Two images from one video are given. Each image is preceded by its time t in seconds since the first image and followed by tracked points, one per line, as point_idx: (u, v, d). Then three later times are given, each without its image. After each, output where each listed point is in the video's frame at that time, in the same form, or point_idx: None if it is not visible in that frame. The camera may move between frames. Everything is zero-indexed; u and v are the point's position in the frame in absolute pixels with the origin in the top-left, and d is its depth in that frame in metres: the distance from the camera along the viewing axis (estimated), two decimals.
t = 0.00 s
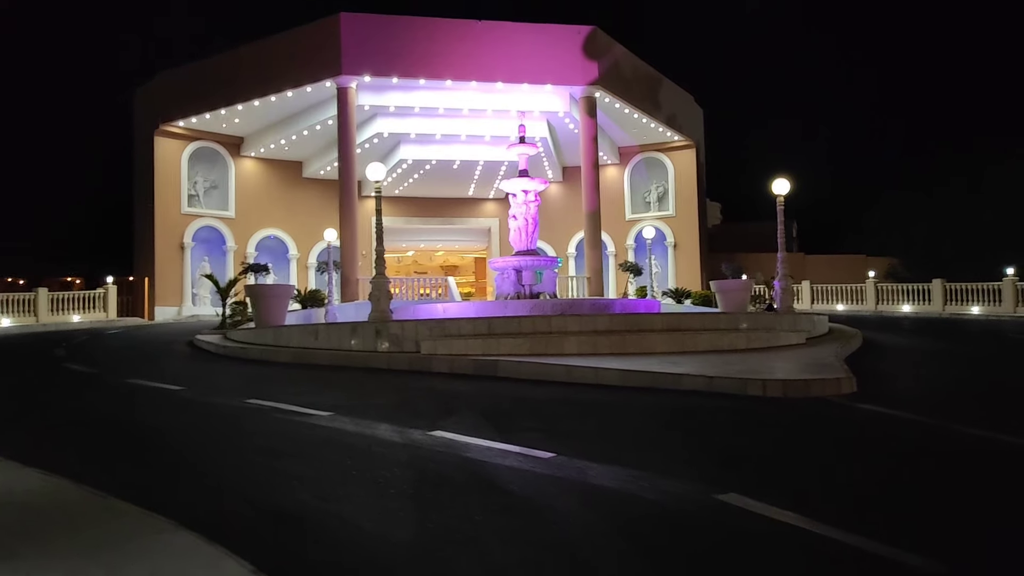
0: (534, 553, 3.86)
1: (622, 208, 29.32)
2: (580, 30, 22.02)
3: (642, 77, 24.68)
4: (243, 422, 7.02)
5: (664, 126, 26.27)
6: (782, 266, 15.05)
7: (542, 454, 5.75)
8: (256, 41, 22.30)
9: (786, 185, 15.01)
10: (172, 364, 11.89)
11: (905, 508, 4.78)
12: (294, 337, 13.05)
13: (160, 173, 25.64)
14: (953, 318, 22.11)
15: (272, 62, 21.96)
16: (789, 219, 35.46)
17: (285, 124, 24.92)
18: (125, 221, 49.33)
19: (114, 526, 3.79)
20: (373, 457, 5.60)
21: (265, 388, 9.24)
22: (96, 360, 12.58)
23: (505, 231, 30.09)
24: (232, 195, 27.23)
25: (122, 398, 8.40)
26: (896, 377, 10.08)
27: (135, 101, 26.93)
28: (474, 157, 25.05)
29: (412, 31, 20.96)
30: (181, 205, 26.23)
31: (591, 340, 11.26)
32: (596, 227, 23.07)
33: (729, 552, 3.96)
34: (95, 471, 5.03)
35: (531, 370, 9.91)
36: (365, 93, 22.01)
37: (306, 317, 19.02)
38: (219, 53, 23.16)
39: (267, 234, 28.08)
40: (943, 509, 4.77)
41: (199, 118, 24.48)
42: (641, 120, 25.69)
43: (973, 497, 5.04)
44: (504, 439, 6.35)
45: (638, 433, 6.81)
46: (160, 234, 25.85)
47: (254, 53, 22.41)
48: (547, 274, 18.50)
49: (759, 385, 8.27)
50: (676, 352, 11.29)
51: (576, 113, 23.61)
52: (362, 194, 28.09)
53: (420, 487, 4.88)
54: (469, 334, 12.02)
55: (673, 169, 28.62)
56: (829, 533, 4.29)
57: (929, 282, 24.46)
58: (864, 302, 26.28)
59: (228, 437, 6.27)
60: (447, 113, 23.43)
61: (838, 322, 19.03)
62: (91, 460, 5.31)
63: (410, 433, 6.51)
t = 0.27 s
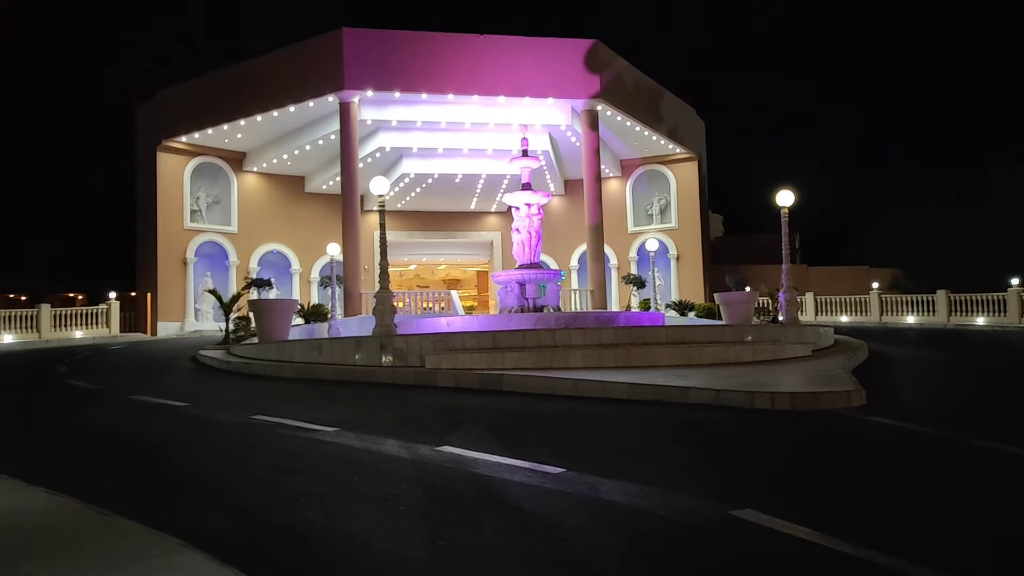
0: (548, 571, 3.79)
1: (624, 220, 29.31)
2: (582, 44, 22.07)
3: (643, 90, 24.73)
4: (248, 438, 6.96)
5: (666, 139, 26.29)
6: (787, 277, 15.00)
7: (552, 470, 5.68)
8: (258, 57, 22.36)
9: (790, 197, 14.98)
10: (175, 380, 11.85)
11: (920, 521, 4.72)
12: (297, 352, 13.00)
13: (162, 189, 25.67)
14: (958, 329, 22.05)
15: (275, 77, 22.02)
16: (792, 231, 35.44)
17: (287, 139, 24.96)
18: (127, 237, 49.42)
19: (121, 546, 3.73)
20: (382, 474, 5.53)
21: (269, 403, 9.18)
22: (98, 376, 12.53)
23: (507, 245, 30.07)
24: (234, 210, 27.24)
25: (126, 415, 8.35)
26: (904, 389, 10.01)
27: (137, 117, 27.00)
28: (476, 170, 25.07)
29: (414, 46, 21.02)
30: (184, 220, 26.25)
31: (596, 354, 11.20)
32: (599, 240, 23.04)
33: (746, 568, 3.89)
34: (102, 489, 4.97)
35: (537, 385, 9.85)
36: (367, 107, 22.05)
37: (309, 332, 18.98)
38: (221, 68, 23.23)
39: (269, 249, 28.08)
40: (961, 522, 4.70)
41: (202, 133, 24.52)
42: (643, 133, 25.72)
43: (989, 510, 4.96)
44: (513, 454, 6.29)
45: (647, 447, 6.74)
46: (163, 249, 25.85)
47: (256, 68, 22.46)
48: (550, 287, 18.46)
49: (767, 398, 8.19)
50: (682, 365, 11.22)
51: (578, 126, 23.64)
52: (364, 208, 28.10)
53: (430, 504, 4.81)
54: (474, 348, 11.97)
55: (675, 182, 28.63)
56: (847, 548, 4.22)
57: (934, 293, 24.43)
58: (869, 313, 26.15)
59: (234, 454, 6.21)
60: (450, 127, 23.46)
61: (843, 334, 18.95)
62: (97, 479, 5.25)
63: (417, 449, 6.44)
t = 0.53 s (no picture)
0: None
1: (632, 234, 29.25)
2: (588, 58, 22.10)
3: (650, 103, 24.72)
4: (258, 456, 6.89)
5: (673, 152, 26.26)
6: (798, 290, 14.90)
7: (566, 487, 5.60)
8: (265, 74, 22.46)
9: (800, 209, 14.90)
10: (183, 397, 11.81)
11: (941, 537, 4.63)
12: (306, 368, 12.94)
13: (170, 206, 25.75)
14: (970, 341, 21.86)
15: (282, 94, 22.09)
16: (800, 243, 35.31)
17: (295, 155, 25.02)
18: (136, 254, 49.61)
19: (131, 568, 3.65)
20: (394, 491, 5.45)
21: (279, 420, 9.12)
22: (107, 393, 12.50)
23: (514, 259, 30.03)
24: (242, 227, 27.29)
25: (134, 432, 8.30)
26: (920, 402, 9.89)
27: (145, 134, 27.12)
28: (483, 185, 25.08)
29: (421, 61, 21.08)
30: (191, 237, 26.30)
31: (607, 368, 11.10)
32: (607, 254, 22.98)
33: None
34: (110, 509, 4.90)
35: (547, 400, 9.76)
36: (374, 123, 22.09)
37: (317, 348, 18.92)
38: (229, 85, 23.32)
39: (277, 265, 28.10)
40: (986, 538, 4.59)
41: (209, 150, 24.61)
42: (650, 147, 25.70)
43: (1015, 525, 4.85)
44: (525, 470, 6.22)
45: (662, 463, 6.65)
46: (171, 266, 25.90)
47: (263, 85, 22.56)
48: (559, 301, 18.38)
49: (782, 413, 8.08)
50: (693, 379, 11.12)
51: (585, 140, 23.63)
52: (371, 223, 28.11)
53: (443, 522, 4.73)
54: (483, 363, 11.88)
55: (682, 195, 28.58)
56: (871, 565, 4.11)
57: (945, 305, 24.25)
58: (879, 326, 25.98)
59: (244, 472, 6.14)
60: (456, 142, 23.49)
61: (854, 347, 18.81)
62: (105, 498, 5.19)
63: (429, 466, 6.36)
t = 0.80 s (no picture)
0: None
1: (641, 245, 29.15)
2: (596, 70, 22.09)
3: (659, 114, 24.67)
4: (270, 473, 6.81)
5: (682, 163, 26.19)
6: (811, 301, 14.77)
7: (583, 505, 5.49)
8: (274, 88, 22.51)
9: (812, 220, 14.80)
10: (193, 412, 11.75)
11: (967, 555, 4.52)
12: (316, 383, 12.87)
13: (180, 221, 25.81)
14: (984, 351, 21.63)
15: (291, 108, 22.14)
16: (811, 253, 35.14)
17: (304, 169, 25.06)
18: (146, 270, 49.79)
19: None
20: (408, 510, 5.35)
21: (289, 436, 9.05)
22: (117, 409, 12.46)
23: (523, 271, 29.96)
24: (251, 241, 27.33)
25: (144, 449, 8.24)
26: (938, 415, 9.74)
27: (155, 150, 27.24)
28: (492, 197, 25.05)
29: (429, 75, 21.11)
30: (201, 252, 26.34)
31: (620, 381, 10.99)
32: (616, 265, 22.88)
33: None
34: (121, 531, 4.83)
35: (560, 414, 9.65)
36: (383, 137, 22.10)
37: (326, 362, 18.87)
38: (238, 100, 23.41)
39: (286, 279, 28.10)
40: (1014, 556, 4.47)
41: (219, 165, 24.67)
42: (659, 158, 25.64)
43: None
44: (540, 487, 6.12)
45: (679, 478, 6.54)
46: (180, 281, 25.93)
47: (271, 100, 22.61)
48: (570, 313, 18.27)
49: (800, 427, 7.96)
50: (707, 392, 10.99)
51: (594, 152, 23.58)
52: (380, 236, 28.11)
53: (458, 542, 4.63)
54: (494, 376, 11.78)
55: (691, 206, 28.48)
56: None
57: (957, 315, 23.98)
58: (892, 336, 25.77)
59: (255, 491, 6.07)
60: (465, 154, 23.48)
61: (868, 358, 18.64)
62: (115, 519, 5.12)
63: (442, 484, 6.27)
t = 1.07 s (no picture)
0: None
1: (650, 250, 29.07)
2: (605, 76, 22.07)
3: (667, 119, 24.62)
4: (281, 481, 6.78)
5: (691, 168, 26.12)
6: (823, 306, 14.67)
7: (597, 513, 5.43)
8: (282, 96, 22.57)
9: (823, 224, 14.70)
10: (203, 419, 11.74)
11: (987, 565, 4.45)
12: (325, 389, 12.85)
13: (189, 228, 25.90)
14: (997, 356, 21.49)
15: (300, 115, 22.19)
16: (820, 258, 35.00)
17: (313, 175, 25.11)
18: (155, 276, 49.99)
19: None
20: (421, 518, 5.31)
21: (299, 443, 9.02)
22: (127, 416, 12.47)
23: (532, 277, 29.92)
24: (261, 248, 27.39)
25: (155, 457, 8.23)
26: (953, 421, 9.66)
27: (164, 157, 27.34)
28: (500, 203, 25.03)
29: (437, 81, 21.13)
30: (210, 258, 26.40)
31: (631, 388, 10.93)
32: (626, 270, 22.81)
33: None
34: (132, 541, 4.80)
35: (571, 420, 9.59)
36: (392, 143, 22.14)
37: (335, 368, 18.87)
38: (247, 108, 23.48)
39: (295, 285, 28.13)
40: None
41: (228, 172, 24.74)
42: (668, 163, 25.59)
43: None
44: (553, 495, 6.07)
45: (693, 487, 6.48)
46: (190, 287, 26.00)
47: (280, 107, 22.67)
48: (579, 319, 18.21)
49: (815, 434, 7.89)
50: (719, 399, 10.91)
51: (603, 158, 23.53)
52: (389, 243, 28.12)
53: (472, 551, 4.58)
54: (504, 383, 11.72)
55: (701, 211, 28.40)
56: None
57: (970, 320, 23.85)
58: (904, 342, 25.58)
59: (267, 499, 6.05)
60: (474, 160, 23.49)
61: (880, 364, 18.50)
62: (126, 528, 5.10)
63: (455, 491, 6.23)
